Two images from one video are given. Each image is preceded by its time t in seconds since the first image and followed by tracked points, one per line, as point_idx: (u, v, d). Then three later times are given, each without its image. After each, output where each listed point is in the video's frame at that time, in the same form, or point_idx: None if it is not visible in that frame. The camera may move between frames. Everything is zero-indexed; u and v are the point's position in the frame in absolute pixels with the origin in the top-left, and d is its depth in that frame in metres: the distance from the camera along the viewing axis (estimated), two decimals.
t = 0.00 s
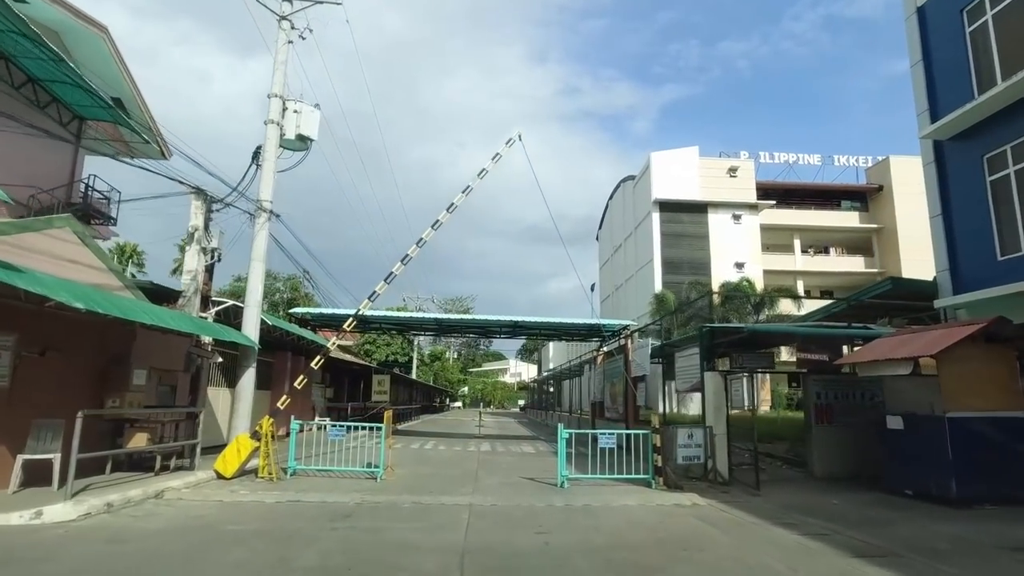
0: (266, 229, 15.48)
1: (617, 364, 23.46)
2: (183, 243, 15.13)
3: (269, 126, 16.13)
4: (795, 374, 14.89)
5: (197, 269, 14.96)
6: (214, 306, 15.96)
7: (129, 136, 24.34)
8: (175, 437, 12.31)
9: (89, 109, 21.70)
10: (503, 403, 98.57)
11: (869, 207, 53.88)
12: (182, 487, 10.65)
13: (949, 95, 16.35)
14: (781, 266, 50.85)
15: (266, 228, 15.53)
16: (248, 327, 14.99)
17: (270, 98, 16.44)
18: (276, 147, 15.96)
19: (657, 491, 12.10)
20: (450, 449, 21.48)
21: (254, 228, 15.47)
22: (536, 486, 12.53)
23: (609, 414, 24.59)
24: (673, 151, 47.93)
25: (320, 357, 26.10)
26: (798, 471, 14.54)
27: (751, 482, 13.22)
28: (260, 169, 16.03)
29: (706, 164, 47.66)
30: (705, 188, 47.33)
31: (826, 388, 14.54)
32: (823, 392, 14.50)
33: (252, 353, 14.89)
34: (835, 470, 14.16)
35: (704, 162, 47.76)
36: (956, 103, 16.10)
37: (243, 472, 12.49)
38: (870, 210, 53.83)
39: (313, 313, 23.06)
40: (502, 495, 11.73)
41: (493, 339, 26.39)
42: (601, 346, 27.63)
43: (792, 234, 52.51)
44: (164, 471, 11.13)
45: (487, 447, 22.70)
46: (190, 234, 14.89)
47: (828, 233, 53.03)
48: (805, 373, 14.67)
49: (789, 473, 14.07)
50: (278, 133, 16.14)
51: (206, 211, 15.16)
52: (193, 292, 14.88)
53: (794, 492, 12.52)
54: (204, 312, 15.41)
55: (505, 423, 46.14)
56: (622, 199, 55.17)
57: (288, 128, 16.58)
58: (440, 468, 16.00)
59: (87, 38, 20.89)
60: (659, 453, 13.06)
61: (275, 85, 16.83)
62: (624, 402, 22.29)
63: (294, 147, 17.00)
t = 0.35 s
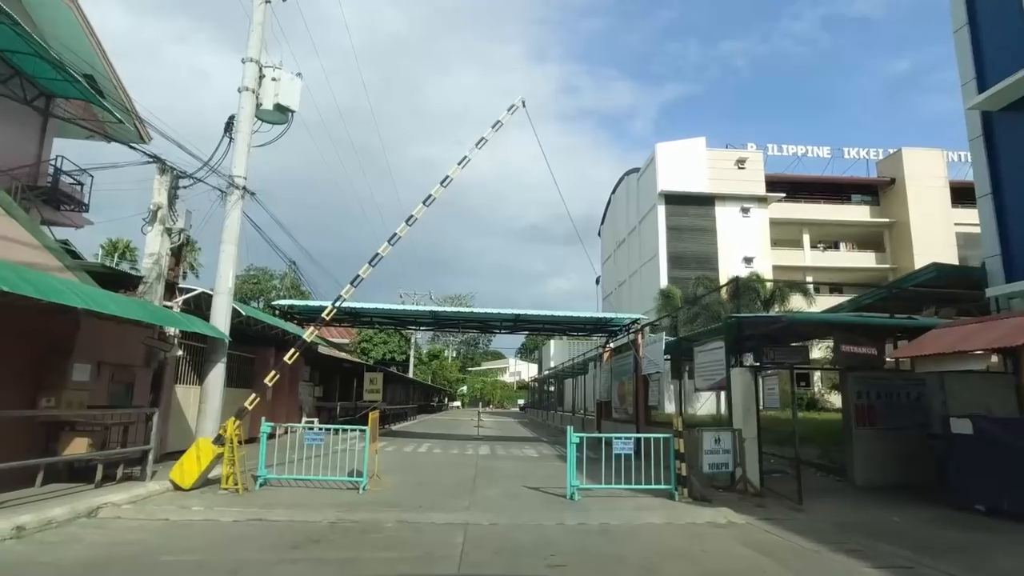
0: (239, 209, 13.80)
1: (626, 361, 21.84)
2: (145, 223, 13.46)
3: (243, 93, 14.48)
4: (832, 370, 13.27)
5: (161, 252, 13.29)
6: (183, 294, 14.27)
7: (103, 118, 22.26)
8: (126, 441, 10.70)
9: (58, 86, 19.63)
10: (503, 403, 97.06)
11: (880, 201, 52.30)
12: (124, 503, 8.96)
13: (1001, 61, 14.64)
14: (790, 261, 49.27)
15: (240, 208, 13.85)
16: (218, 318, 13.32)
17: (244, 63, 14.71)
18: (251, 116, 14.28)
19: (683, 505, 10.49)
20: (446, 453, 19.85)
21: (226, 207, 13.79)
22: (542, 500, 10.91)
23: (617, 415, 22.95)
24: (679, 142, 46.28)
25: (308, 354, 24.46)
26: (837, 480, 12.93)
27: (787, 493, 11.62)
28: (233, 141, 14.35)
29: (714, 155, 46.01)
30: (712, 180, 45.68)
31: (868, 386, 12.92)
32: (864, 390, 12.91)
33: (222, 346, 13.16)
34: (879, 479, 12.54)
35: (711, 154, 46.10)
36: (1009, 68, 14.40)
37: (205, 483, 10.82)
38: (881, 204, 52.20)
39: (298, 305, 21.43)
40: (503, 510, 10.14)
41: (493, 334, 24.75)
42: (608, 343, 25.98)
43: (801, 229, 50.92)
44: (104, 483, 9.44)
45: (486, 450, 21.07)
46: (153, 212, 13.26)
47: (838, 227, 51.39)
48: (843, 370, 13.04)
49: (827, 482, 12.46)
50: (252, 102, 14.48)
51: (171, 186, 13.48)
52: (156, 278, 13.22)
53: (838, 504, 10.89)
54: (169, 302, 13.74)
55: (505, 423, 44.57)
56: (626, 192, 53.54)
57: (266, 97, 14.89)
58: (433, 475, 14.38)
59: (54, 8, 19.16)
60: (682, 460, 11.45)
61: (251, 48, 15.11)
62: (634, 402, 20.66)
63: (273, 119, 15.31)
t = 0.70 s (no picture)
0: (211, 183, 12.20)
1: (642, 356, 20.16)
2: (103, 198, 11.90)
3: (216, 53, 12.89)
4: (886, 365, 11.63)
5: (120, 231, 11.68)
6: (148, 280, 12.59)
7: (74, 92, 20.01)
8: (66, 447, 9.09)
9: (20, 54, 17.44)
10: (506, 403, 95.42)
11: (897, 194, 50.50)
12: (49, 523, 7.32)
13: None
14: (803, 256, 47.55)
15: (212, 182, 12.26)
16: (184, 304, 11.70)
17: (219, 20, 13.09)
18: (224, 79, 12.65)
19: (723, 524, 8.89)
20: (446, 456, 18.23)
21: (195, 180, 12.20)
22: (555, 517, 9.32)
23: (632, 415, 21.27)
24: (689, 131, 44.58)
25: (300, 349, 22.86)
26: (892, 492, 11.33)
27: (841, 508, 9.98)
28: (205, 108, 12.74)
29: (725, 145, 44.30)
30: (724, 170, 43.96)
31: (927, 384, 11.28)
32: (923, 389, 11.26)
33: (189, 339, 11.60)
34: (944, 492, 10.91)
35: (723, 143, 44.38)
36: None
37: (161, 495, 9.24)
38: (898, 196, 50.41)
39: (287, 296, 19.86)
40: (511, 529, 8.52)
41: (497, 329, 23.13)
42: (620, 338, 24.32)
43: (815, 222, 49.18)
44: (29, 499, 7.80)
45: (489, 453, 19.45)
46: (112, 185, 11.69)
47: (853, 221, 49.62)
48: (898, 365, 11.41)
49: (882, 495, 10.86)
50: (225, 63, 12.87)
51: (132, 156, 11.90)
52: (114, 260, 11.60)
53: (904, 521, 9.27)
54: (131, 287, 12.14)
55: (508, 423, 42.97)
56: (634, 184, 51.86)
57: (243, 59, 13.26)
58: (431, 483, 12.79)
59: None
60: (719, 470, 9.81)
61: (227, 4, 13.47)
62: (652, 401, 18.99)
63: (252, 85, 13.72)
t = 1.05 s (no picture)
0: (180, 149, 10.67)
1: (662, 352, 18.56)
2: (56, 166, 10.42)
3: (187, 6, 11.40)
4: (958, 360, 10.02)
5: (73, 203, 10.16)
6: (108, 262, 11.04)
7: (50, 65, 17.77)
8: None
9: None
10: (511, 402, 93.99)
11: (918, 187, 48.69)
12: None
13: None
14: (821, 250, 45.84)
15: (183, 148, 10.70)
16: (146, 288, 10.14)
17: None
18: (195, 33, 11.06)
19: (781, 552, 7.33)
20: (449, 460, 16.71)
21: (160, 147, 10.67)
22: (576, 541, 7.77)
23: (650, 416, 19.66)
24: (703, 120, 42.87)
25: (294, 344, 21.42)
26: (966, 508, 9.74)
27: (915, 529, 8.41)
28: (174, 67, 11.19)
29: (740, 134, 42.56)
30: (739, 161, 42.24)
31: (1006, 382, 9.68)
32: (1004, 387, 9.64)
33: (152, 327, 10.04)
34: None
35: (738, 133, 42.65)
36: None
37: (104, 514, 7.70)
38: (919, 189, 48.62)
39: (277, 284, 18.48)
40: (523, 558, 6.99)
41: (505, 322, 21.64)
42: (636, 333, 22.74)
43: (833, 216, 47.45)
44: None
45: (495, 457, 17.94)
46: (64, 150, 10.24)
47: (872, 214, 47.85)
48: (974, 359, 9.77)
49: (957, 512, 9.28)
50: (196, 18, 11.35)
51: (88, 118, 10.41)
52: (66, 235, 10.05)
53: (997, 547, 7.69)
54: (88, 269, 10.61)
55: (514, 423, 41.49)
56: (644, 177, 50.22)
57: (219, 14, 11.67)
58: (431, 493, 11.30)
59: None
60: (771, 483, 8.23)
61: None
62: (673, 400, 17.38)
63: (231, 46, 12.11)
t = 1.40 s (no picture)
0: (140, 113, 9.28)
1: (682, 347, 17.09)
2: None
3: None
4: None
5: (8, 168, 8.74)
6: (54, 238, 9.52)
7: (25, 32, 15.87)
8: None
9: None
10: (516, 401, 92.51)
11: (937, 179, 47.01)
12: None
13: None
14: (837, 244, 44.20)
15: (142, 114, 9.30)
16: (96, 269, 8.68)
17: None
18: None
19: None
20: (449, 465, 15.26)
21: (114, 106, 9.22)
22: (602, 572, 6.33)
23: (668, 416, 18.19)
24: (715, 108, 41.28)
25: (286, 339, 20.05)
26: None
27: (1014, 555, 6.90)
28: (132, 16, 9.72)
29: (754, 123, 40.96)
30: (753, 150, 40.63)
31: None
32: None
33: (102, 313, 8.60)
34: None
35: (751, 122, 41.05)
36: None
37: (18, 539, 6.26)
38: (938, 181, 46.94)
39: (265, 273, 17.14)
40: None
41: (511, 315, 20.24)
42: (650, 327, 21.27)
43: (849, 209, 45.82)
44: None
45: (500, 461, 16.47)
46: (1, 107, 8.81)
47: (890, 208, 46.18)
48: None
49: None
50: None
51: (30, 72, 8.96)
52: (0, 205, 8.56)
53: None
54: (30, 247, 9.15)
55: (519, 423, 40.04)
56: (654, 169, 48.70)
57: None
58: (428, 505, 9.87)
59: None
60: (841, 501, 6.71)
61: None
62: (695, 399, 15.91)
63: None
